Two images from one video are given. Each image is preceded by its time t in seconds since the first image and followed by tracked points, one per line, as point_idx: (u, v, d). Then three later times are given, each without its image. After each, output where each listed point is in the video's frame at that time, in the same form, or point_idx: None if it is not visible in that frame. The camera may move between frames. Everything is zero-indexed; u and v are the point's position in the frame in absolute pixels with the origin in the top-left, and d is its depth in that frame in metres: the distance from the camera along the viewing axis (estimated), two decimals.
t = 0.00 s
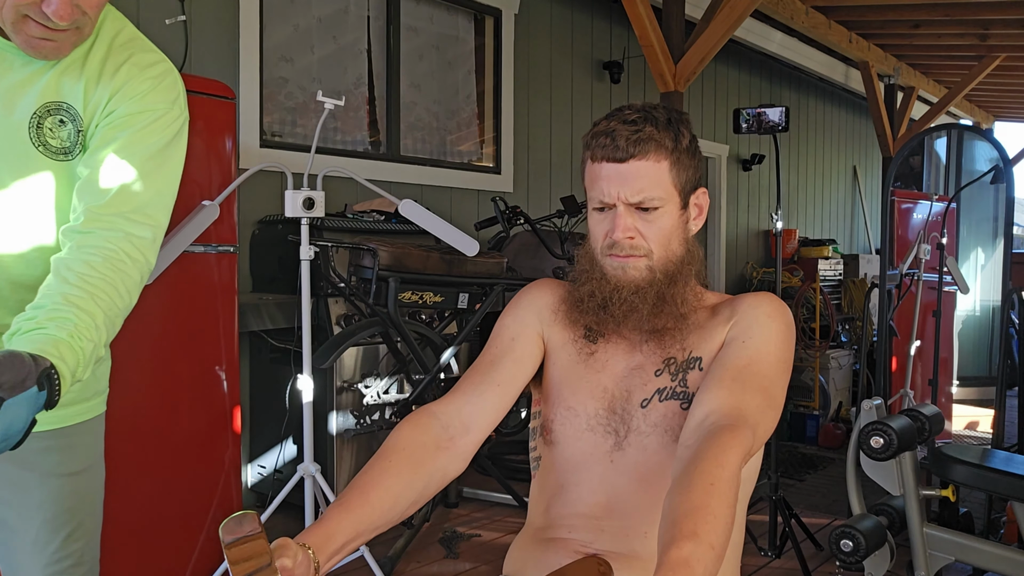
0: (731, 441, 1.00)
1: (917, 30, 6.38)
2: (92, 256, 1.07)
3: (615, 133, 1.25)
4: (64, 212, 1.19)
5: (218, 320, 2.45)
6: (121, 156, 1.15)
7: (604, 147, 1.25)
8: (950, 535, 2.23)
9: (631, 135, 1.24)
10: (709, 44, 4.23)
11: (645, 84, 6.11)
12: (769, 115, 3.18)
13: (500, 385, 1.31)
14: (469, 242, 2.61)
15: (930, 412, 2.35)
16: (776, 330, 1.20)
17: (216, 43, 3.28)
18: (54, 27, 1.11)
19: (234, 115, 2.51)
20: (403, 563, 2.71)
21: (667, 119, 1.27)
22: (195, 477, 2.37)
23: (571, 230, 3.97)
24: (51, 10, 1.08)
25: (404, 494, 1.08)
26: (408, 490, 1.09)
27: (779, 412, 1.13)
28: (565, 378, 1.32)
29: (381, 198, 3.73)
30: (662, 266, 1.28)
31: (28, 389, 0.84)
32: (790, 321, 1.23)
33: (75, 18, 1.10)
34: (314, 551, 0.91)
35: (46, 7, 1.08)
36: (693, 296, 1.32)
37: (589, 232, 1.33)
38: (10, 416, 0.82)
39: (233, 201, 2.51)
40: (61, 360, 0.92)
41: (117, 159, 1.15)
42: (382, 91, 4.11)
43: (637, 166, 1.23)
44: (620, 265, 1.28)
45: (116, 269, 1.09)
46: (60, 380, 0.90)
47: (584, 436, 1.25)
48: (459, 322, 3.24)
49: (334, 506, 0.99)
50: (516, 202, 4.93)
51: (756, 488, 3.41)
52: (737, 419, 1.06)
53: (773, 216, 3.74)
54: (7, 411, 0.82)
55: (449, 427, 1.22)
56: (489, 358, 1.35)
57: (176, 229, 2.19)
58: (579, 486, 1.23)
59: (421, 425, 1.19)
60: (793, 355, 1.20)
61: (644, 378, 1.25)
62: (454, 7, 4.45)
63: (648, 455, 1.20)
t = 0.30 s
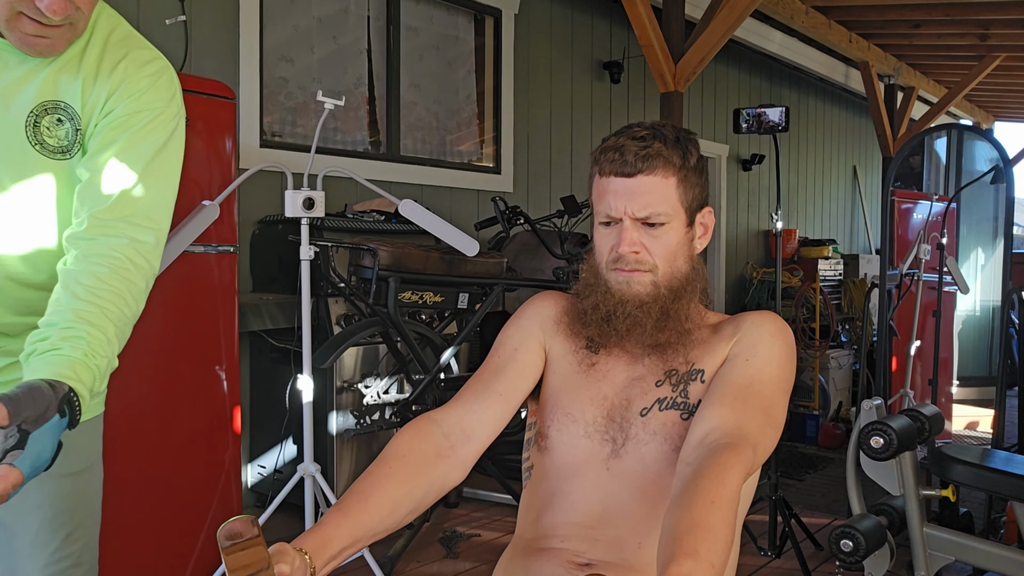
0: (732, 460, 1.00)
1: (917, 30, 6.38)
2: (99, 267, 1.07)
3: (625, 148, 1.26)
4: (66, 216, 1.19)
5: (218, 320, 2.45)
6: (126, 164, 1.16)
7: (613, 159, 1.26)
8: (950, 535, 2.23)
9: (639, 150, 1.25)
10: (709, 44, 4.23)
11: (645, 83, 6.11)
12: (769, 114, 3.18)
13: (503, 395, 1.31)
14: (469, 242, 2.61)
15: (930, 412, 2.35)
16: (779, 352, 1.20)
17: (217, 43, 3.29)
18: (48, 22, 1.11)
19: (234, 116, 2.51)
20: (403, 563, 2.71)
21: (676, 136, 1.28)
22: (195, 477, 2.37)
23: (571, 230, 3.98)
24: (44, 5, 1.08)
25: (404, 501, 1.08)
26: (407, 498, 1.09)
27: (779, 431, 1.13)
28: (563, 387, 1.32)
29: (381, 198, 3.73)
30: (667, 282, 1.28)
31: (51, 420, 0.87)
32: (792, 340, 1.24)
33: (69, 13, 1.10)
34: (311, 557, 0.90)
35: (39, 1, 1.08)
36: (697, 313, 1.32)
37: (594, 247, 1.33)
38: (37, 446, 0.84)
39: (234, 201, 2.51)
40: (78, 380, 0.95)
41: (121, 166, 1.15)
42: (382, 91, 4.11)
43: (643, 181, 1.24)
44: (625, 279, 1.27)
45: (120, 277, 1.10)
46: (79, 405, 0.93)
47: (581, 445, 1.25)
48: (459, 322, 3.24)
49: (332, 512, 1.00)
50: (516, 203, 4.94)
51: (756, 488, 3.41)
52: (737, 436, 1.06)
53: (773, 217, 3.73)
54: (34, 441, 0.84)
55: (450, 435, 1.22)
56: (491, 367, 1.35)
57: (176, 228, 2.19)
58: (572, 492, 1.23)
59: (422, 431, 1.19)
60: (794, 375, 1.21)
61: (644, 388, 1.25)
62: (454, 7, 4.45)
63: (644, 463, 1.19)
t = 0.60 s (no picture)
0: (723, 461, 0.99)
1: (917, 29, 6.38)
2: (107, 275, 1.09)
3: (617, 152, 1.26)
4: (69, 216, 1.19)
5: (218, 319, 2.45)
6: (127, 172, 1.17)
7: (606, 162, 1.26)
8: (950, 535, 2.24)
9: (632, 154, 1.25)
10: (709, 44, 4.23)
11: (645, 83, 6.11)
12: (769, 114, 3.18)
13: (495, 399, 1.31)
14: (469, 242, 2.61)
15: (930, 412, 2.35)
16: (772, 355, 1.20)
17: (217, 43, 3.29)
18: (49, 14, 1.11)
19: (234, 116, 2.51)
20: (403, 563, 2.71)
21: (670, 141, 1.28)
22: (195, 476, 2.37)
23: (572, 229, 3.98)
24: None
25: (393, 506, 1.08)
26: (397, 502, 1.09)
27: (772, 435, 1.12)
28: (554, 392, 1.31)
29: (380, 198, 3.73)
30: (659, 286, 1.28)
31: (75, 435, 0.92)
32: (786, 344, 1.24)
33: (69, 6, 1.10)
34: (293, 562, 0.91)
35: None
36: (689, 319, 1.32)
37: (587, 251, 1.33)
38: (64, 461, 0.91)
39: (234, 201, 2.51)
40: (97, 394, 0.97)
41: (122, 175, 1.16)
42: (382, 91, 4.11)
43: (636, 185, 1.24)
44: (617, 283, 1.27)
45: (130, 289, 1.10)
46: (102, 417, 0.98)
47: (571, 450, 1.24)
48: (459, 322, 3.24)
49: (318, 515, 1.00)
50: (515, 202, 4.93)
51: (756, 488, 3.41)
52: (729, 437, 1.06)
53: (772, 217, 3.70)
54: (60, 458, 0.90)
55: (440, 440, 1.21)
56: (485, 371, 1.35)
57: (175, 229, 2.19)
58: (561, 499, 1.22)
59: (412, 436, 1.19)
60: (788, 379, 1.21)
61: (635, 393, 1.25)
62: (454, 7, 4.45)
63: (634, 470, 1.19)
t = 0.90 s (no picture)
0: (723, 466, 0.99)
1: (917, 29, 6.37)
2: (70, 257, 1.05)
3: (617, 148, 1.26)
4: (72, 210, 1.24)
5: (218, 319, 2.45)
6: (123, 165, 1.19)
7: (605, 159, 1.26)
8: (950, 535, 2.24)
9: (632, 150, 1.25)
10: (709, 44, 4.23)
11: (645, 83, 6.11)
12: (769, 115, 3.18)
13: (493, 400, 1.30)
14: (469, 242, 2.61)
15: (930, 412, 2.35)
16: (772, 356, 1.20)
17: (218, 43, 3.29)
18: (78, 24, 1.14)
19: (234, 115, 2.51)
20: (403, 563, 2.71)
21: (670, 137, 1.27)
22: (195, 476, 2.38)
23: (571, 229, 3.98)
24: (80, 7, 1.11)
25: (388, 507, 1.08)
26: (392, 503, 1.09)
27: (772, 438, 1.11)
28: (552, 393, 1.31)
29: (380, 198, 3.73)
30: (658, 285, 1.28)
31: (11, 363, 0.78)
32: (787, 346, 1.24)
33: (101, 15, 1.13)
34: (284, 563, 0.90)
35: (74, 3, 1.11)
36: (689, 318, 1.32)
37: (586, 250, 1.33)
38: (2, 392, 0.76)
39: (234, 201, 2.51)
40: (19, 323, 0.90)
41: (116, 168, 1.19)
42: (382, 91, 4.11)
43: (636, 182, 1.24)
44: (615, 282, 1.28)
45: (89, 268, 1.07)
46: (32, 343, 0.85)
47: (569, 452, 1.24)
48: (459, 322, 3.24)
49: (309, 518, 0.98)
50: (515, 202, 4.93)
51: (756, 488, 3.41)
52: (728, 440, 1.05)
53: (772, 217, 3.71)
54: None
55: (436, 440, 1.21)
56: (482, 371, 1.35)
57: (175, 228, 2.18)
58: (559, 501, 1.22)
59: (408, 437, 1.18)
60: (789, 380, 1.20)
61: (634, 395, 1.25)
62: (454, 7, 4.45)
63: (632, 472, 1.19)
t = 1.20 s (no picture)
0: (722, 468, 0.98)
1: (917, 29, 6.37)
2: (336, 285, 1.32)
3: (614, 147, 1.26)
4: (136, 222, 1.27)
5: (218, 319, 2.45)
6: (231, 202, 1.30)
7: (602, 158, 1.27)
8: (950, 535, 2.24)
9: (630, 148, 1.25)
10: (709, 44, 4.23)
11: (645, 83, 6.11)
12: (769, 114, 3.18)
13: (490, 400, 1.30)
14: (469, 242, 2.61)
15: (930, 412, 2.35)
16: (772, 357, 1.20)
17: (218, 43, 3.29)
18: (102, 65, 1.10)
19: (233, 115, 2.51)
20: (403, 563, 2.71)
21: (669, 136, 1.27)
22: (196, 476, 2.38)
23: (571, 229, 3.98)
24: (114, 54, 1.08)
25: (381, 508, 1.08)
26: (385, 505, 1.08)
27: (772, 440, 1.11)
28: (549, 394, 1.31)
29: (381, 198, 3.73)
30: (657, 286, 1.29)
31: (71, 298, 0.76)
32: (786, 346, 1.24)
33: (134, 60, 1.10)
34: (274, 565, 0.89)
35: (109, 50, 1.07)
36: (688, 318, 1.33)
37: (584, 249, 1.33)
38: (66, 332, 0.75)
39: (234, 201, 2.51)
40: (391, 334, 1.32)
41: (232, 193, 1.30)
42: (382, 91, 4.11)
43: (634, 180, 1.24)
44: (613, 282, 1.28)
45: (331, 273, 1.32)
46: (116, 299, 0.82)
47: (566, 454, 1.24)
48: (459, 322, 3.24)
49: (302, 519, 0.99)
50: (516, 202, 4.93)
51: (756, 488, 3.40)
52: (727, 441, 1.05)
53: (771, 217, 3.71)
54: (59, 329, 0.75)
55: (431, 440, 1.21)
56: (477, 371, 1.35)
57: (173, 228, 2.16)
58: (557, 503, 1.22)
59: (403, 437, 1.18)
60: (788, 381, 1.20)
61: (632, 397, 1.25)
62: (454, 7, 4.45)
63: (630, 473, 1.19)
